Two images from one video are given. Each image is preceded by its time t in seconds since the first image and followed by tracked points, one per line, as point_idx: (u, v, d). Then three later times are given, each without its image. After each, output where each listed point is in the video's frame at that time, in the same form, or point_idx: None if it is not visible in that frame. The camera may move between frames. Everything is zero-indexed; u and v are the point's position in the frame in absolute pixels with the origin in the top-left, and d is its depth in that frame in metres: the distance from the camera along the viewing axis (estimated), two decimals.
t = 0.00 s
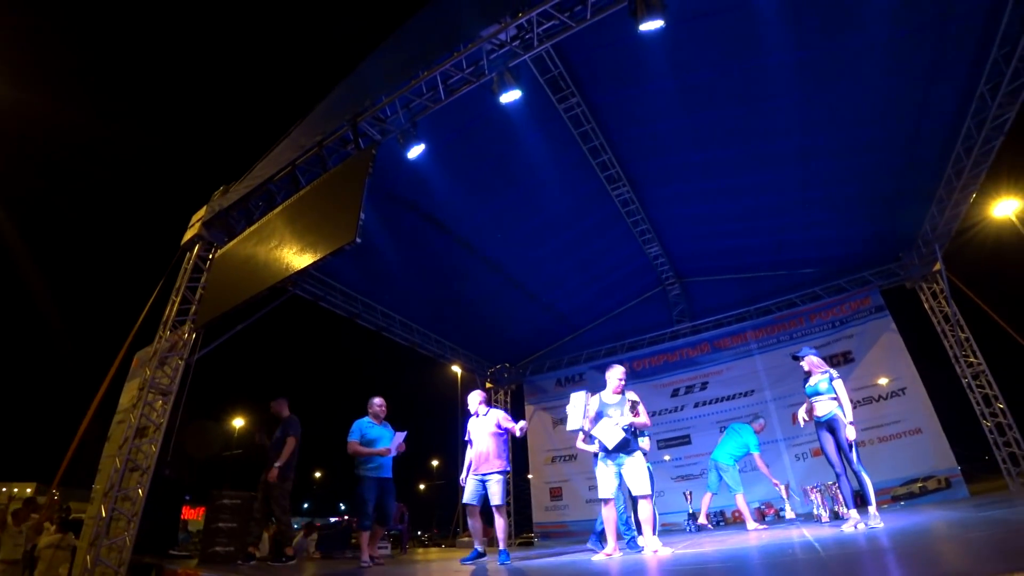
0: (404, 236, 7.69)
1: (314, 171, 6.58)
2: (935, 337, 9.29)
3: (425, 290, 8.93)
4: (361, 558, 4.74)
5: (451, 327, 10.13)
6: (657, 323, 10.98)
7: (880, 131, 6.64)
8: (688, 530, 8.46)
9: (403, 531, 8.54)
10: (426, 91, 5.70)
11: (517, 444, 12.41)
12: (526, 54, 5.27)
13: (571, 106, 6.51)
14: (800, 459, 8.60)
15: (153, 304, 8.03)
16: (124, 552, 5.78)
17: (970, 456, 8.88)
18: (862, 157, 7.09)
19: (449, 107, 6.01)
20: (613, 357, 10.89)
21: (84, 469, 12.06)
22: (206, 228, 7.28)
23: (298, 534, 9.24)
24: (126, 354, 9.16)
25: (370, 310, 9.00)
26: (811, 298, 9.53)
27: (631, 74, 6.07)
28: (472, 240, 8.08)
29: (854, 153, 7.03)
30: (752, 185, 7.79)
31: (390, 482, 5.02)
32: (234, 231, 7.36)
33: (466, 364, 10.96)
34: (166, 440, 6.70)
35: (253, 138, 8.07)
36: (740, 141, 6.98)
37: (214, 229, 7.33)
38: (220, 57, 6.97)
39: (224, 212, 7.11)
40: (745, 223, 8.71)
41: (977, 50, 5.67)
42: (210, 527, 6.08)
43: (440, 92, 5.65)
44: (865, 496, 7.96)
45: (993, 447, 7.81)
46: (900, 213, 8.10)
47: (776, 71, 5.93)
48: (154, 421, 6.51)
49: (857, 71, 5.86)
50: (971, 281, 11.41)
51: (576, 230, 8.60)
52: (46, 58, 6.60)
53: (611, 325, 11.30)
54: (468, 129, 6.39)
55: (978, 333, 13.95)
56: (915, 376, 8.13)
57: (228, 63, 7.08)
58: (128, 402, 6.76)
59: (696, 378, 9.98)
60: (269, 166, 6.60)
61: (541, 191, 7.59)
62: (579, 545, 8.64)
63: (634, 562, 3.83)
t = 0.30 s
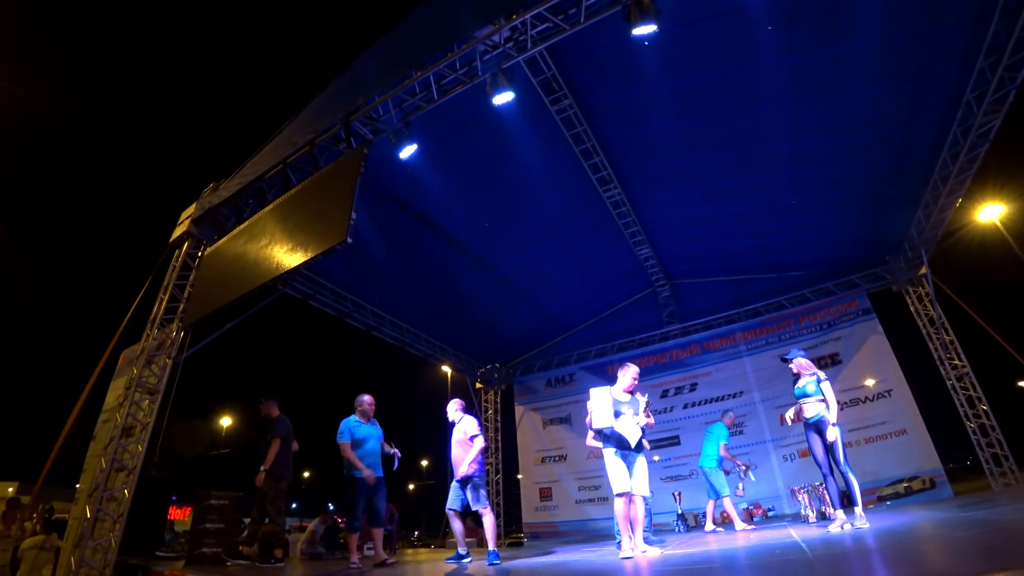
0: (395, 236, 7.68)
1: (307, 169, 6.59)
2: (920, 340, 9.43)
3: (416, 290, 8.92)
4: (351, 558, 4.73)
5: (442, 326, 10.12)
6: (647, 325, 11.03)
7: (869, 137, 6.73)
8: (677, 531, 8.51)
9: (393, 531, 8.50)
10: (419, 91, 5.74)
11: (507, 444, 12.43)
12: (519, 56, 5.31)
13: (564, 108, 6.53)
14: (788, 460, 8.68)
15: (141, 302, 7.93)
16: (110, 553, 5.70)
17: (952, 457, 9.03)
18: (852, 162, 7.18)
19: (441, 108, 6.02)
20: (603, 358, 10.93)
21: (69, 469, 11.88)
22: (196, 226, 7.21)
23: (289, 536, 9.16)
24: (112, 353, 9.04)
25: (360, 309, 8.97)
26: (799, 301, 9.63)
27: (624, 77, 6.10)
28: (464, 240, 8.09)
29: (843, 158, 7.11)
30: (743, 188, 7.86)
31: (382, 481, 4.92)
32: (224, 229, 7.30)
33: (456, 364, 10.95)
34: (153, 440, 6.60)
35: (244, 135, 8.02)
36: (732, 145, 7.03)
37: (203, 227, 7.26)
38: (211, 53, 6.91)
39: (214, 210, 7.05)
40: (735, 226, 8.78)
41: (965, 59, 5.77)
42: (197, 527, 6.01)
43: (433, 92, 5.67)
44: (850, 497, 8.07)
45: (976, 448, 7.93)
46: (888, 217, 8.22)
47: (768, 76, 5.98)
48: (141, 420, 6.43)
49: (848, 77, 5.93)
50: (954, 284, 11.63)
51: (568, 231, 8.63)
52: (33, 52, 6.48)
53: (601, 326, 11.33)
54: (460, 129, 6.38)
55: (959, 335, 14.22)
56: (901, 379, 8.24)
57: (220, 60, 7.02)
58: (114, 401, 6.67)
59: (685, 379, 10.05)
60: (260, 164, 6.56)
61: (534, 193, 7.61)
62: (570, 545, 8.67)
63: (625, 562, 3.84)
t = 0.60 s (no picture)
0: (385, 238, 7.65)
1: (296, 171, 6.52)
2: (904, 346, 9.56)
3: (405, 293, 8.90)
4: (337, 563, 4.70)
5: (431, 329, 10.09)
6: (636, 328, 11.08)
7: (855, 145, 6.83)
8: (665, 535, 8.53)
9: (380, 536, 8.43)
10: (410, 94, 5.70)
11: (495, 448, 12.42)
12: (510, 61, 5.32)
13: (554, 112, 6.56)
14: (774, 464, 8.76)
15: (126, 303, 7.83)
16: (91, 559, 5.60)
17: (935, 460, 9.15)
18: (838, 169, 7.28)
19: (432, 111, 6.01)
20: (592, 362, 10.95)
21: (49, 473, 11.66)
22: (183, 226, 7.14)
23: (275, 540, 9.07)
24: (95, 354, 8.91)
25: (348, 311, 8.93)
26: (786, 305, 9.73)
27: (615, 82, 6.13)
28: (453, 243, 8.08)
29: (829, 165, 7.21)
30: (731, 194, 7.94)
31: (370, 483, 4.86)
32: (211, 229, 7.23)
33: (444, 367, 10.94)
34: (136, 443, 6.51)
35: (233, 136, 7.96)
36: (721, 151, 7.10)
37: (191, 227, 7.19)
38: (201, 53, 6.86)
39: (202, 210, 6.99)
40: (723, 231, 8.87)
41: (948, 70, 5.87)
42: (181, 532, 5.91)
43: (424, 96, 5.66)
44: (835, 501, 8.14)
45: (958, 451, 8.06)
46: (873, 224, 8.34)
47: (756, 83, 6.06)
48: (124, 423, 6.34)
49: (835, 85, 6.01)
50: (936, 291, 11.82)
51: (558, 235, 8.65)
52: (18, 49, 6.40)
53: (590, 329, 11.37)
54: (451, 132, 6.38)
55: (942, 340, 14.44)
56: (885, 383, 8.36)
57: (209, 60, 6.97)
58: (98, 403, 6.58)
59: (673, 383, 10.11)
60: (249, 165, 6.52)
61: (524, 196, 7.63)
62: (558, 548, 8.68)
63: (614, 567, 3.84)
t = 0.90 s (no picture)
0: (371, 239, 7.63)
1: (282, 171, 6.48)
2: (882, 353, 9.76)
3: (391, 294, 8.89)
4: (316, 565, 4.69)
5: (416, 331, 10.08)
6: (621, 333, 11.16)
7: (838, 156, 6.97)
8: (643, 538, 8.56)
9: (361, 539, 8.35)
10: (398, 96, 5.69)
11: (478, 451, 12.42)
12: (500, 65, 5.36)
13: (543, 117, 6.60)
14: (754, 469, 8.88)
15: (106, 300, 7.71)
16: (64, 561, 5.50)
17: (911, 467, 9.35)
18: (820, 179, 7.42)
19: (421, 113, 6.03)
20: (576, 366, 11.01)
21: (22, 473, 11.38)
22: (167, 223, 7.06)
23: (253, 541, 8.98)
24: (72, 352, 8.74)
25: (332, 312, 8.89)
26: (768, 313, 9.88)
27: (603, 89, 6.20)
28: (440, 245, 8.08)
29: (812, 175, 7.35)
30: (716, 202, 8.06)
31: (354, 485, 4.82)
32: (195, 227, 7.16)
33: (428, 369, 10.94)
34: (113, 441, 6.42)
35: (219, 133, 7.90)
36: (707, 159, 7.19)
37: (175, 224, 7.11)
38: (188, 48, 6.80)
39: (186, 207, 6.92)
40: (708, 239, 8.98)
41: (928, 85, 6.03)
42: (157, 532, 5.81)
43: (413, 98, 5.67)
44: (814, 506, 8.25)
45: (933, 458, 8.23)
46: (854, 234, 8.51)
47: (742, 94, 6.16)
48: (101, 421, 6.24)
49: (819, 98, 6.14)
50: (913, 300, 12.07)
51: (544, 239, 8.70)
52: None
53: (575, 333, 11.42)
54: (440, 135, 6.40)
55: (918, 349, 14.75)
56: (864, 391, 8.51)
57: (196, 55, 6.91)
58: (74, 401, 6.48)
59: (656, 388, 10.20)
60: (235, 162, 6.47)
61: (511, 200, 7.66)
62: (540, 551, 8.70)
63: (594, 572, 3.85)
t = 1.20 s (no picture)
0: (353, 235, 7.60)
1: (264, 163, 6.42)
2: (852, 363, 10.03)
3: (372, 292, 8.86)
4: (285, 562, 4.70)
5: (396, 329, 10.05)
6: (599, 337, 11.27)
7: (816, 171, 7.16)
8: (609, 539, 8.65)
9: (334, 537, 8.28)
10: (385, 93, 5.68)
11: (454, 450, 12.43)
12: (488, 66, 5.39)
13: (528, 120, 6.65)
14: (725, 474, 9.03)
15: (76, 289, 7.53)
16: (25, 556, 5.37)
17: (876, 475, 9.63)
18: (798, 193, 7.61)
19: (408, 112, 6.04)
20: (554, 368, 11.10)
21: None
22: (143, 212, 6.93)
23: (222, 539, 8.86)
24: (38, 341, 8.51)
25: (311, 308, 8.82)
26: (744, 321, 10.08)
27: (589, 96, 6.28)
28: (422, 244, 8.08)
29: (790, 189, 7.53)
30: (697, 212, 8.20)
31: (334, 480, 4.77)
32: (173, 216, 7.04)
33: (406, 368, 10.91)
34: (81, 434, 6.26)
35: (199, 123, 7.78)
36: (690, 168, 7.30)
37: (151, 213, 6.98)
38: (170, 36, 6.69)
39: (164, 197, 6.80)
40: (688, 247, 9.12)
41: (904, 106, 6.23)
42: (124, 528, 5.65)
43: (399, 95, 5.64)
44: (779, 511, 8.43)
45: (898, 466, 8.48)
46: (829, 247, 8.73)
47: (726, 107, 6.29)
48: (68, 414, 6.09)
49: (800, 114, 6.29)
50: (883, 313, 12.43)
51: (526, 241, 8.75)
52: None
53: (555, 336, 11.50)
54: (425, 134, 6.42)
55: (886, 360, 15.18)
56: (834, 400, 8.72)
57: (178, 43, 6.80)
58: (41, 391, 6.33)
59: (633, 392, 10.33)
60: (216, 153, 6.38)
61: (496, 202, 7.71)
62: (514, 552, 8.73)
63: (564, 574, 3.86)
